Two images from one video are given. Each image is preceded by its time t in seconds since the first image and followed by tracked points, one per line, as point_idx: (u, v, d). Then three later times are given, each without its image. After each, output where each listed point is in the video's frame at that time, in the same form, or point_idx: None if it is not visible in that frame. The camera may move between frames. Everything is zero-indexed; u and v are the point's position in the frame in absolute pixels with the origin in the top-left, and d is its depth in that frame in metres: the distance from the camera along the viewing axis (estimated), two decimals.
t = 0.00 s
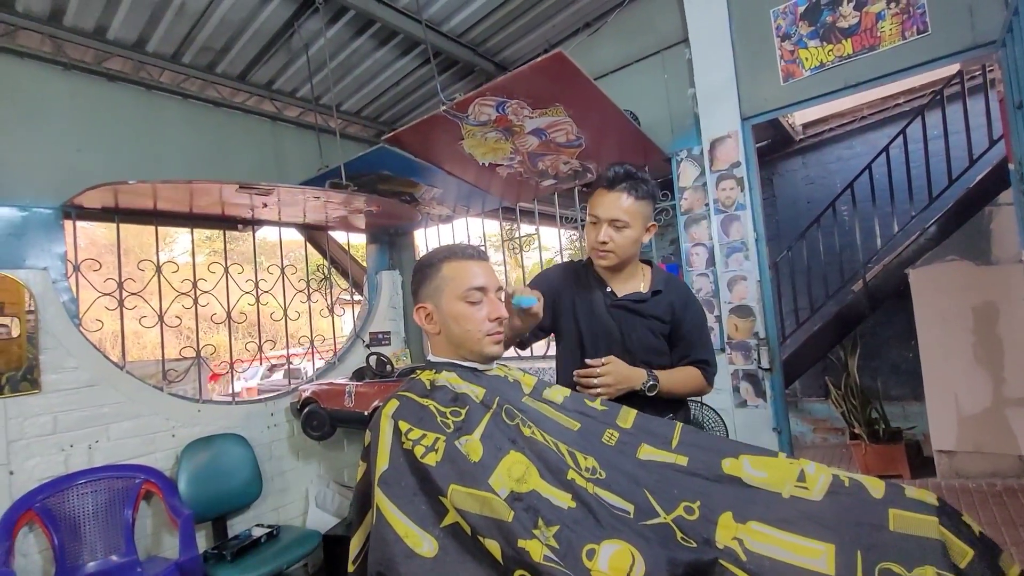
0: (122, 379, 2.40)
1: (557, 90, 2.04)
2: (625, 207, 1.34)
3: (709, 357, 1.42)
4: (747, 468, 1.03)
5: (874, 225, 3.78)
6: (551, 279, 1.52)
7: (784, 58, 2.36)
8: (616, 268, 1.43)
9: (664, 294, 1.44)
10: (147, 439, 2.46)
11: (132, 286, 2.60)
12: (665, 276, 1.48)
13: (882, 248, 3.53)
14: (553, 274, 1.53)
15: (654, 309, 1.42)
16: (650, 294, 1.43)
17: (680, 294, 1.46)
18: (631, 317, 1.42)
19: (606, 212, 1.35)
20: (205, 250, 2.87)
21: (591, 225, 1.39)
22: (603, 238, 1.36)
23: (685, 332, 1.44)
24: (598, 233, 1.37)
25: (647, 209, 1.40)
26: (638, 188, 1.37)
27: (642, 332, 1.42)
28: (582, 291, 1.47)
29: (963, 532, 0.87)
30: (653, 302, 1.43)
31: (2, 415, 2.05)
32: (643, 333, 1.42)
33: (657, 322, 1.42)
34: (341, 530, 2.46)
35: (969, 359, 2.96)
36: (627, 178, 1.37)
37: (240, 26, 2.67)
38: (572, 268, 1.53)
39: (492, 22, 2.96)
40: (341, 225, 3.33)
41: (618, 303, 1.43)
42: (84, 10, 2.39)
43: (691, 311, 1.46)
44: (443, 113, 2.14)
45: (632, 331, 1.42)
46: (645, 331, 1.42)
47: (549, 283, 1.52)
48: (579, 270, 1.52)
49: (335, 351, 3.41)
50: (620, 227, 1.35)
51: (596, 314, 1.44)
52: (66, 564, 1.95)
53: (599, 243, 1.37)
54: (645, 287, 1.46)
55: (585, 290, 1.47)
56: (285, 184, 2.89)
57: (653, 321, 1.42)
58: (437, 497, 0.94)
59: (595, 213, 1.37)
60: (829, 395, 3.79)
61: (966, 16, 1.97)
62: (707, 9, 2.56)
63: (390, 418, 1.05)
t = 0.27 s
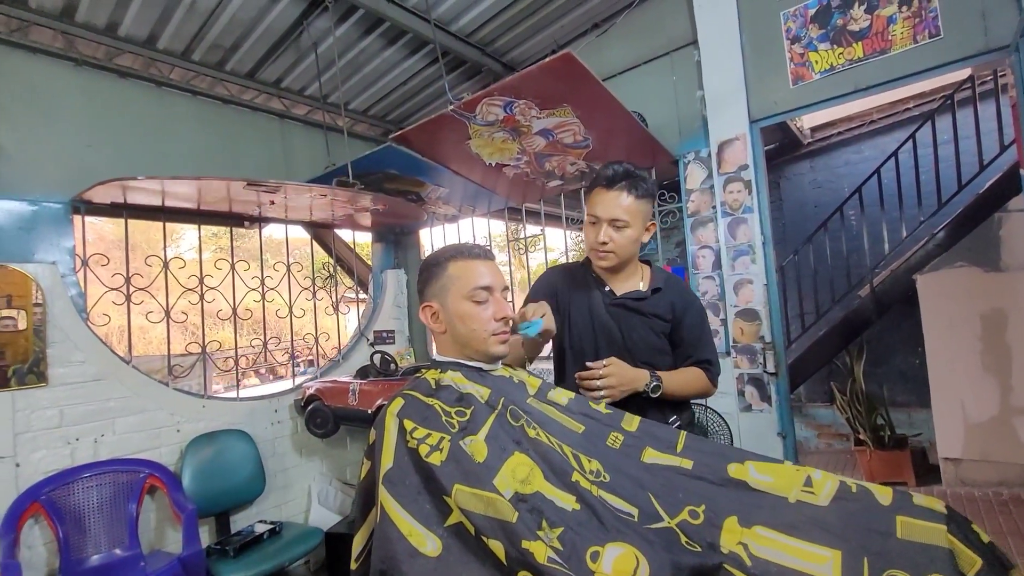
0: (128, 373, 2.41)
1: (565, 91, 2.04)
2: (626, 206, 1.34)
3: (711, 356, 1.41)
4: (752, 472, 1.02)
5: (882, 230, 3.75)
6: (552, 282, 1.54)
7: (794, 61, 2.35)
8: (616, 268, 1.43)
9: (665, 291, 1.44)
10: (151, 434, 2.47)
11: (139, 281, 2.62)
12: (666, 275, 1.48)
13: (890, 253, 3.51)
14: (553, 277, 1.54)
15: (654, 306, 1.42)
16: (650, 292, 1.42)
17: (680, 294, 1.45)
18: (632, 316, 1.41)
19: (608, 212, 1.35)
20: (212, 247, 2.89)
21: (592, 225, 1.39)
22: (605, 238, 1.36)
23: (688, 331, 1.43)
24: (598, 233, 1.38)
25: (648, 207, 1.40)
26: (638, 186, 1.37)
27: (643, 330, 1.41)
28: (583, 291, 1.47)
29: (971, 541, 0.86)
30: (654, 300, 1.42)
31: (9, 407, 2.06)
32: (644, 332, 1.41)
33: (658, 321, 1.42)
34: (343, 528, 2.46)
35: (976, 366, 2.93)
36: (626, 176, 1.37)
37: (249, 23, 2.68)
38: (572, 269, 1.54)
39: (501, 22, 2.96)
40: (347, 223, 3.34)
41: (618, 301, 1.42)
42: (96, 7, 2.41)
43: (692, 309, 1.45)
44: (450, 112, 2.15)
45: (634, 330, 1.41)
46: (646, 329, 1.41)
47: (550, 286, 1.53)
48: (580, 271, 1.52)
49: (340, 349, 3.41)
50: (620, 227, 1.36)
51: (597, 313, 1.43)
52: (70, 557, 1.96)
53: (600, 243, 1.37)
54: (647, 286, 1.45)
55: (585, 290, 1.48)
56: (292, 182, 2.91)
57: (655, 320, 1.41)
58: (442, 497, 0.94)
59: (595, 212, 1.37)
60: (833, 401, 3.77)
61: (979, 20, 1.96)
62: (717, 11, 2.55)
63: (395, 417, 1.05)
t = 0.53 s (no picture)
0: (134, 371, 2.43)
1: (570, 91, 2.04)
2: (699, 203, 1.17)
3: (808, 401, 1.15)
4: (754, 475, 1.02)
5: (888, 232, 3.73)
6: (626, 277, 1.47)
7: (799, 62, 2.34)
8: (698, 273, 1.26)
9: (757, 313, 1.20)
10: (157, 431, 2.49)
11: (146, 280, 2.64)
12: (766, 293, 1.23)
13: (896, 255, 3.49)
14: (630, 271, 1.48)
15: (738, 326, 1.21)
16: (741, 311, 1.19)
17: (782, 315, 1.19)
18: (712, 334, 1.23)
19: (676, 212, 1.20)
20: (218, 246, 2.91)
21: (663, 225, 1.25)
22: (675, 241, 1.22)
23: (780, 365, 1.17)
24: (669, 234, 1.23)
25: (735, 202, 1.18)
26: (719, 178, 1.17)
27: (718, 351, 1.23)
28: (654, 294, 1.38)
29: (975, 544, 0.86)
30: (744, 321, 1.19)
31: (17, 404, 2.08)
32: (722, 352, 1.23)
33: (745, 345, 1.20)
34: (345, 527, 2.47)
35: (984, 371, 2.88)
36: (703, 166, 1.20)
37: (256, 24, 2.70)
38: (651, 265, 1.44)
39: (507, 23, 2.97)
40: (352, 223, 3.35)
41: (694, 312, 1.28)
42: (105, 8, 2.43)
43: (794, 337, 1.18)
44: (455, 113, 2.15)
45: (709, 348, 1.24)
46: (724, 350, 1.23)
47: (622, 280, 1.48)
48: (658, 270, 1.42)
49: (344, 348, 3.43)
50: (692, 229, 1.19)
51: (667, 321, 1.32)
52: (76, 553, 1.98)
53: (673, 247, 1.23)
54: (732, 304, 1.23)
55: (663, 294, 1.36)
56: (297, 182, 2.92)
57: (739, 343, 1.20)
58: (443, 497, 0.94)
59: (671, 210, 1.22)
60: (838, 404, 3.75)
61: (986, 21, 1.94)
62: (722, 12, 2.55)
63: (398, 415, 1.05)
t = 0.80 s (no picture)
0: (139, 368, 2.44)
1: (575, 91, 2.04)
2: (713, 204, 1.13)
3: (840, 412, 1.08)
4: (759, 477, 1.01)
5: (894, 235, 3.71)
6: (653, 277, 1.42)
7: (806, 63, 2.33)
8: (723, 275, 1.21)
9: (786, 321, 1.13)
10: (162, 428, 2.50)
11: (150, 277, 2.65)
12: (800, 296, 1.15)
13: (902, 258, 3.47)
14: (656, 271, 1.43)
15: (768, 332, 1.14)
16: (767, 315, 1.14)
17: (816, 319, 1.12)
18: (739, 339, 1.19)
19: (691, 214, 1.17)
20: (223, 244, 2.92)
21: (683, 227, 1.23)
22: (693, 243, 1.19)
23: (813, 374, 1.10)
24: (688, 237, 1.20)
25: (756, 198, 1.12)
26: (735, 175, 1.12)
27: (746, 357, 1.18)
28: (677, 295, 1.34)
29: (979, 548, 0.86)
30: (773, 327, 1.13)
31: (23, 399, 2.09)
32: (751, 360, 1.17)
33: (772, 352, 1.14)
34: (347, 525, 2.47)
35: (990, 375, 2.85)
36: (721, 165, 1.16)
37: (262, 23, 2.70)
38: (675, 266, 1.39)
39: (512, 23, 2.97)
40: (356, 222, 3.36)
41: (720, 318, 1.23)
42: (113, 6, 2.44)
43: (829, 345, 1.09)
44: (459, 112, 2.15)
45: (735, 354, 1.20)
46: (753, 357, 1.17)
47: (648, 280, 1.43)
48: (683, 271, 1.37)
49: (347, 347, 3.43)
50: (709, 229, 1.15)
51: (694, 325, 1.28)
52: (79, 548, 1.99)
53: (692, 248, 1.20)
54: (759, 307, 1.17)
55: (691, 297, 1.31)
56: (302, 180, 2.93)
57: (768, 350, 1.14)
58: (446, 495, 0.94)
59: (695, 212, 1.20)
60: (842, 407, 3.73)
61: (995, 22, 1.93)
62: (728, 13, 2.54)
63: (401, 414, 1.05)
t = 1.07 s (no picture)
0: (140, 367, 2.45)
1: (577, 92, 2.04)
2: (653, 206, 1.19)
3: (790, 373, 1.13)
4: (760, 478, 1.01)
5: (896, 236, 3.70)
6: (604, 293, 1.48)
7: (809, 64, 2.33)
8: (671, 273, 1.27)
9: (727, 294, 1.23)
10: (163, 426, 2.51)
11: (153, 276, 2.65)
12: (734, 276, 1.24)
13: (904, 259, 3.46)
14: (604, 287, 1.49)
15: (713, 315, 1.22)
16: (711, 296, 1.22)
17: (752, 294, 1.21)
18: (690, 323, 1.26)
19: (636, 220, 1.22)
20: (225, 243, 2.92)
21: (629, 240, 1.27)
22: (644, 248, 1.24)
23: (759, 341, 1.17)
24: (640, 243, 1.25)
25: (687, 197, 1.20)
26: (667, 179, 1.20)
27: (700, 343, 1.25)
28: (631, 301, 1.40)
29: (982, 552, 0.85)
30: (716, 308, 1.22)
31: (25, 398, 2.10)
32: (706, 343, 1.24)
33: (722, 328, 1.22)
34: (348, 525, 2.47)
35: (993, 377, 2.84)
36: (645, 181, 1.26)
37: (265, 23, 2.71)
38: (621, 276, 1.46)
39: (514, 23, 2.97)
40: (358, 221, 3.36)
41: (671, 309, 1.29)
42: (116, 5, 2.45)
43: (767, 320, 1.17)
44: (461, 112, 2.15)
45: (690, 339, 1.26)
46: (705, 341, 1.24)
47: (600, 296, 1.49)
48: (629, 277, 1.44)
49: (349, 346, 3.44)
50: (655, 230, 1.20)
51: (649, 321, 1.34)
52: (81, 546, 1.99)
53: (643, 253, 1.24)
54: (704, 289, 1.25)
55: (642, 299, 1.38)
56: (304, 179, 2.93)
57: (717, 326, 1.22)
58: (446, 495, 0.94)
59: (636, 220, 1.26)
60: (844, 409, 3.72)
61: (999, 23, 1.92)
62: (731, 13, 2.53)
63: (402, 414, 1.05)
